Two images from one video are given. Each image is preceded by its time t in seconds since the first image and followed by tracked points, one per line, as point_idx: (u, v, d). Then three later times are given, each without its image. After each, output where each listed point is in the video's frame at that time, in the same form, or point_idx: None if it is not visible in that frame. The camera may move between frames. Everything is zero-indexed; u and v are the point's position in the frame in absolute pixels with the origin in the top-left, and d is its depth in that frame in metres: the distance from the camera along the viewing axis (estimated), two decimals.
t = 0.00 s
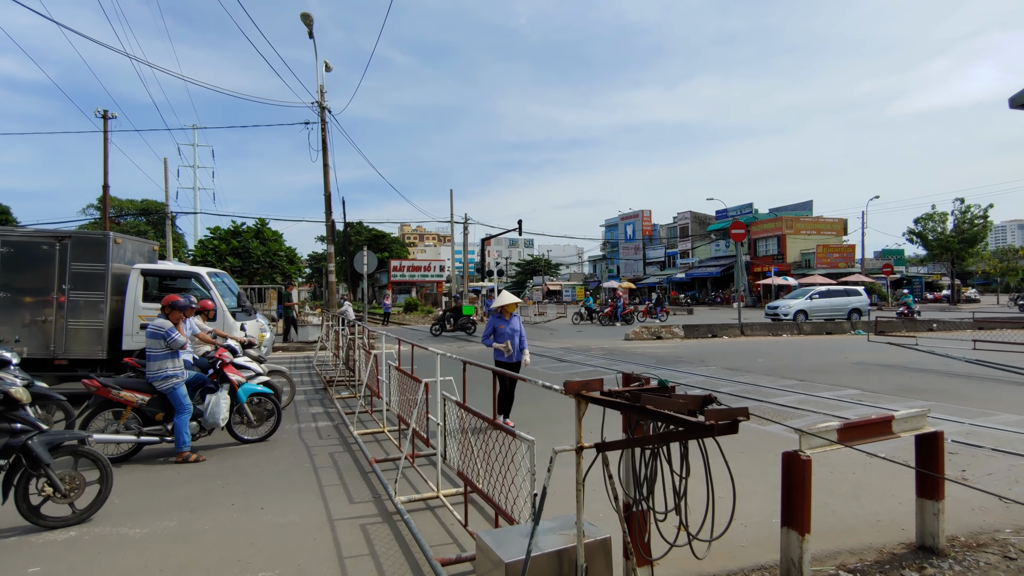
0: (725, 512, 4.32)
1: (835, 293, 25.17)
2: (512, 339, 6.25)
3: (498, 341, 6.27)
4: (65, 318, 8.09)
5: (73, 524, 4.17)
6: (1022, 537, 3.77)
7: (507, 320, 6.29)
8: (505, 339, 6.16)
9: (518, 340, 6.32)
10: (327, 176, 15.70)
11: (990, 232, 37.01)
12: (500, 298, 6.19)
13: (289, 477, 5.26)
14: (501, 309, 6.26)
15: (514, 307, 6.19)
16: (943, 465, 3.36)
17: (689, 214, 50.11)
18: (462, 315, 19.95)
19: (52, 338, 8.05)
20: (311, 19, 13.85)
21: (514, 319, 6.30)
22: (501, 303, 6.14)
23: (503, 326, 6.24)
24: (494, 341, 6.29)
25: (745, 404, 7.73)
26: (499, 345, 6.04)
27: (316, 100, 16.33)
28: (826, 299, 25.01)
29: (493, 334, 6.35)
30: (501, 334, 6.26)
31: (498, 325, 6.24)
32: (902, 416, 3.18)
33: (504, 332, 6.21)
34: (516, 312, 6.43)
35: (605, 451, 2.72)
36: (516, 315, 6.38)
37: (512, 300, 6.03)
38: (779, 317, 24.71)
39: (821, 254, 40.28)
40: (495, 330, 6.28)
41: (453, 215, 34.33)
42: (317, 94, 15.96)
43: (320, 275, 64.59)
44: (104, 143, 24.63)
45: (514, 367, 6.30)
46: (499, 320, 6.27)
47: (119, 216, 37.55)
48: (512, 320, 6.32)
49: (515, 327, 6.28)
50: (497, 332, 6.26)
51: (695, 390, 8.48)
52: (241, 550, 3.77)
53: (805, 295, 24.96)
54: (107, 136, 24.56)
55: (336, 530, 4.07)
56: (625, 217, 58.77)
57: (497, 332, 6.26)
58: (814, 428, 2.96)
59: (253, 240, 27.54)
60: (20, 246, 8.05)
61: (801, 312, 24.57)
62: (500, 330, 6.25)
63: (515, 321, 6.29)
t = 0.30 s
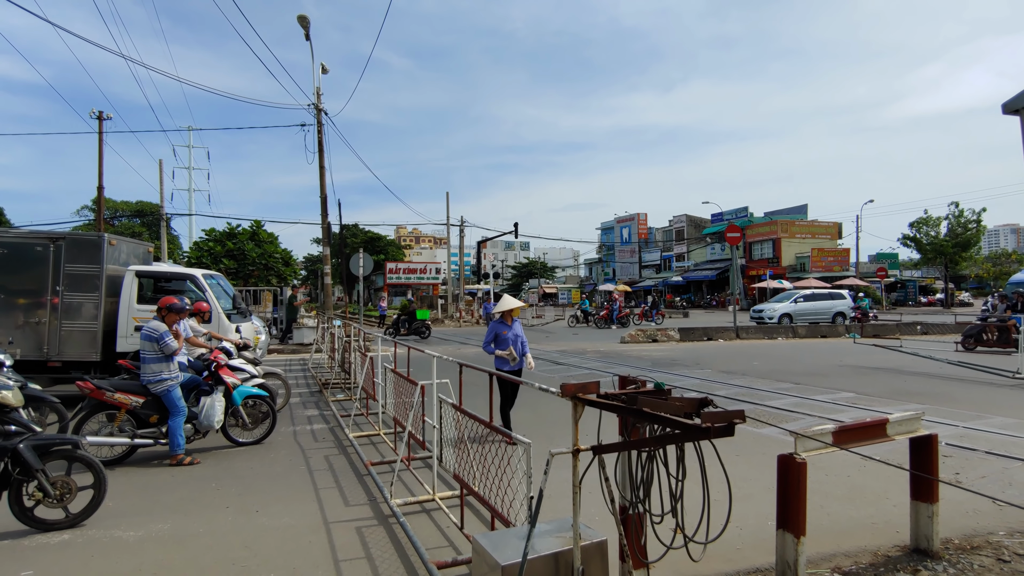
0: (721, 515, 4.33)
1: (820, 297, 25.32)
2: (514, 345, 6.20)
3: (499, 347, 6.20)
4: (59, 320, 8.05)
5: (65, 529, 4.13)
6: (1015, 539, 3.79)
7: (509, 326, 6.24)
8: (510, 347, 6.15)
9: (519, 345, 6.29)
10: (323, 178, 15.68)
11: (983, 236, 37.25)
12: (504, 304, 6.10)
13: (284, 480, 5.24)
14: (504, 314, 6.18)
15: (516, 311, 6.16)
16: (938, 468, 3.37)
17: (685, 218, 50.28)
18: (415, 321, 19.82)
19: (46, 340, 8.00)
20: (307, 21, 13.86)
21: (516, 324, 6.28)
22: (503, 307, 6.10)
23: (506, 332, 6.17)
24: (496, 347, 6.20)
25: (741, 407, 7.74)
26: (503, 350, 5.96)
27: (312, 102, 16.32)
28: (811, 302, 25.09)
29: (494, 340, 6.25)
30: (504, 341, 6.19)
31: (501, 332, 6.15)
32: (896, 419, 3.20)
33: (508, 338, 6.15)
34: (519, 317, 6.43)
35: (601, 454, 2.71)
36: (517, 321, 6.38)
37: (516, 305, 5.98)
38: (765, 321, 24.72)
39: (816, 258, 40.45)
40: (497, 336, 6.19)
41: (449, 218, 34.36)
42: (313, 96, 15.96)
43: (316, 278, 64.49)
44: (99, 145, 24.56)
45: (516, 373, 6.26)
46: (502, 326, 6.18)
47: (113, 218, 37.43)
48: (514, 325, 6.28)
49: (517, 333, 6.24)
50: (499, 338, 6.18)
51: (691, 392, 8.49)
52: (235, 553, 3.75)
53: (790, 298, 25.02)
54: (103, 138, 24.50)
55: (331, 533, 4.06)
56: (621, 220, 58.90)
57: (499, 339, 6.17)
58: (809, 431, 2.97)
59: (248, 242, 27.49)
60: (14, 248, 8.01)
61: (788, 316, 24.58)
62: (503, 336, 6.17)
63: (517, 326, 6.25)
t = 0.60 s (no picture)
0: (717, 517, 4.34)
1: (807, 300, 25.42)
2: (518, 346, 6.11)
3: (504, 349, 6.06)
4: (52, 322, 8.00)
5: (59, 531, 4.10)
6: (1009, 541, 3.82)
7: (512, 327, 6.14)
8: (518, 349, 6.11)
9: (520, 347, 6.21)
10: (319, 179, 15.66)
11: (977, 239, 37.48)
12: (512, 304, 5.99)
13: (279, 482, 5.22)
14: (509, 315, 6.05)
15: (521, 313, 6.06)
16: (932, 470, 3.39)
17: (681, 221, 50.41)
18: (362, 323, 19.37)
19: (40, 341, 7.96)
20: (304, 22, 13.86)
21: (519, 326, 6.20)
22: (508, 308, 5.99)
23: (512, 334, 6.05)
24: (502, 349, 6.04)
25: (737, 410, 7.76)
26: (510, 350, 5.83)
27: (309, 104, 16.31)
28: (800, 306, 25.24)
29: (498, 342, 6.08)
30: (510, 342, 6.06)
31: (507, 333, 6.02)
32: (891, 422, 3.21)
33: (514, 340, 6.02)
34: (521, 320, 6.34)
35: (598, 456, 2.71)
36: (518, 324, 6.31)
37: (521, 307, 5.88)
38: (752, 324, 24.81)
39: (811, 261, 40.61)
40: (502, 338, 6.03)
41: (445, 220, 34.34)
42: (310, 98, 15.94)
43: (311, 279, 64.31)
44: (94, 145, 24.49)
45: (519, 376, 6.14)
46: (507, 327, 6.06)
47: (107, 219, 37.19)
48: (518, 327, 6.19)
49: (520, 335, 6.16)
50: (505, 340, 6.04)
51: (687, 395, 8.52)
52: (230, 556, 3.73)
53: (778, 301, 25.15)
54: (98, 138, 24.42)
55: (326, 536, 4.04)
56: (617, 223, 59.00)
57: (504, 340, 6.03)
58: (805, 433, 2.98)
59: (243, 244, 27.42)
60: (8, 248, 7.97)
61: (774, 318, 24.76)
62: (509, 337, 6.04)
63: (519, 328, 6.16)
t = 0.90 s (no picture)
0: (713, 518, 4.35)
1: (793, 302, 25.56)
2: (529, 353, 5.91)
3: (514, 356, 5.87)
4: (46, 324, 7.96)
5: (52, 534, 4.08)
6: (1002, 542, 3.84)
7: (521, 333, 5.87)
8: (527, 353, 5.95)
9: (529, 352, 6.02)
10: (315, 181, 15.64)
11: (970, 242, 37.70)
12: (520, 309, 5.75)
13: (275, 485, 5.21)
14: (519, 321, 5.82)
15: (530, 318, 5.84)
16: (926, 471, 3.41)
17: (676, 223, 50.53)
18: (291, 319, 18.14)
19: (33, 344, 7.91)
20: (300, 25, 13.85)
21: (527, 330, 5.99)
22: (515, 314, 5.72)
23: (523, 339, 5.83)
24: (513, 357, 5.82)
25: (733, 412, 7.78)
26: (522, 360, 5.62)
27: (304, 106, 16.29)
28: (784, 308, 25.37)
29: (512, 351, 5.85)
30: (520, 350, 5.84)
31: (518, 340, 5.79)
32: (885, 423, 3.23)
33: (525, 347, 5.81)
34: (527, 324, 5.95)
35: (595, 458, 2.71)
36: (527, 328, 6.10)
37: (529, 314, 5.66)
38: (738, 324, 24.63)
39: (806, 264, 40.78)
40: (512, 345, 5.82)
41: (441, 223, 34.35)
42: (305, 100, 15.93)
43: (306, 281, 64.17)
44: (88, 146, 24.37)
45: (530, 384, 5.97)
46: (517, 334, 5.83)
47: (101, 221, 37.04)
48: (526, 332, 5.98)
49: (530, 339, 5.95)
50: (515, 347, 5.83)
51: (682, 397, 8.54)
52: (226, 558, 3.72)
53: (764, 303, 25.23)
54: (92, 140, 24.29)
55: (323, 538, 4.04)
56: (613, 225, 59.14)
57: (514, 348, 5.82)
58: (800, 435, 3.00)
59: (238, 246, 27.34)
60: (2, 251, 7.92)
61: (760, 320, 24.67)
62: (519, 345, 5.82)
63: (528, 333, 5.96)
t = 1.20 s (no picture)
0: (709, 521, 4.37)
1: (781, 305, 25.62)
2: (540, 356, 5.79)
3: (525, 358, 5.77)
4: (40, 326, 7.93)
5: (44, 539, 4.06)
6: (996, 543, 3.86)
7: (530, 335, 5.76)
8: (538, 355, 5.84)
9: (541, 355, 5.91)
10: (311, 183, 15.62)
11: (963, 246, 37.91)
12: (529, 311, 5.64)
13: (270, 488, 5.19)
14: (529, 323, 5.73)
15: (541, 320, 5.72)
16: (920, 472, 3.42)
17: (672, 226, 50.61)
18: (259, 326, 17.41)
19: (27, 346, 7.87)
20: (297, 27, 13.86)
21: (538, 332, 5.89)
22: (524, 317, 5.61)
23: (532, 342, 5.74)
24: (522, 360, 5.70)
25: (729, 414, 7.79)
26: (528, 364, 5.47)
27: (300, 108, 16.27)
28: (773, 310, 25.46)
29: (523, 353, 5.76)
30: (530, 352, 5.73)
31: (526, 342, 5.71)
32: (880, 425, 3.25)
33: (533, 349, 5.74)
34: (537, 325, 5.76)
35: (592, 460, 2.71)
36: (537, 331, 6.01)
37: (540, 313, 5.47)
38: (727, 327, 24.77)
39: (800, 266, 40.92)
40: (521, 347, 5.74)
41: (437, 225, 34.33)
42: (301, 102, 15.92)
43: (302, 284, 64.04)
44: (83, 148, 24.27)
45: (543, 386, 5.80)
46: (527, 336, 5.74)
47: (96, 223, 36.89)
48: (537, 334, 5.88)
49: (542, 342, 5.85)
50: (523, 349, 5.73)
51: (678, 399, 8.56)
52: (221, 562, 3.71)
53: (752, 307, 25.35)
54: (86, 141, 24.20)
55: (319, 542, 4.03)
56: (609, 228, 59.26)
57: (524, 350, 5.73)
58: (796, 437, 3.01)
59: (234, 248, 27.27)
60: None
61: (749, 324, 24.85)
62: (529, 347, 5.73)
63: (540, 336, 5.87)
